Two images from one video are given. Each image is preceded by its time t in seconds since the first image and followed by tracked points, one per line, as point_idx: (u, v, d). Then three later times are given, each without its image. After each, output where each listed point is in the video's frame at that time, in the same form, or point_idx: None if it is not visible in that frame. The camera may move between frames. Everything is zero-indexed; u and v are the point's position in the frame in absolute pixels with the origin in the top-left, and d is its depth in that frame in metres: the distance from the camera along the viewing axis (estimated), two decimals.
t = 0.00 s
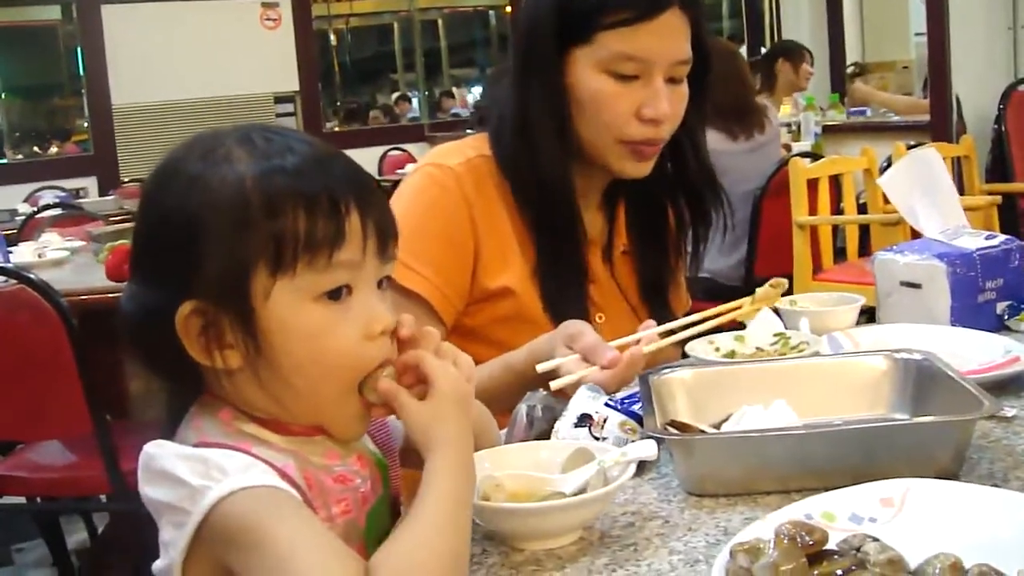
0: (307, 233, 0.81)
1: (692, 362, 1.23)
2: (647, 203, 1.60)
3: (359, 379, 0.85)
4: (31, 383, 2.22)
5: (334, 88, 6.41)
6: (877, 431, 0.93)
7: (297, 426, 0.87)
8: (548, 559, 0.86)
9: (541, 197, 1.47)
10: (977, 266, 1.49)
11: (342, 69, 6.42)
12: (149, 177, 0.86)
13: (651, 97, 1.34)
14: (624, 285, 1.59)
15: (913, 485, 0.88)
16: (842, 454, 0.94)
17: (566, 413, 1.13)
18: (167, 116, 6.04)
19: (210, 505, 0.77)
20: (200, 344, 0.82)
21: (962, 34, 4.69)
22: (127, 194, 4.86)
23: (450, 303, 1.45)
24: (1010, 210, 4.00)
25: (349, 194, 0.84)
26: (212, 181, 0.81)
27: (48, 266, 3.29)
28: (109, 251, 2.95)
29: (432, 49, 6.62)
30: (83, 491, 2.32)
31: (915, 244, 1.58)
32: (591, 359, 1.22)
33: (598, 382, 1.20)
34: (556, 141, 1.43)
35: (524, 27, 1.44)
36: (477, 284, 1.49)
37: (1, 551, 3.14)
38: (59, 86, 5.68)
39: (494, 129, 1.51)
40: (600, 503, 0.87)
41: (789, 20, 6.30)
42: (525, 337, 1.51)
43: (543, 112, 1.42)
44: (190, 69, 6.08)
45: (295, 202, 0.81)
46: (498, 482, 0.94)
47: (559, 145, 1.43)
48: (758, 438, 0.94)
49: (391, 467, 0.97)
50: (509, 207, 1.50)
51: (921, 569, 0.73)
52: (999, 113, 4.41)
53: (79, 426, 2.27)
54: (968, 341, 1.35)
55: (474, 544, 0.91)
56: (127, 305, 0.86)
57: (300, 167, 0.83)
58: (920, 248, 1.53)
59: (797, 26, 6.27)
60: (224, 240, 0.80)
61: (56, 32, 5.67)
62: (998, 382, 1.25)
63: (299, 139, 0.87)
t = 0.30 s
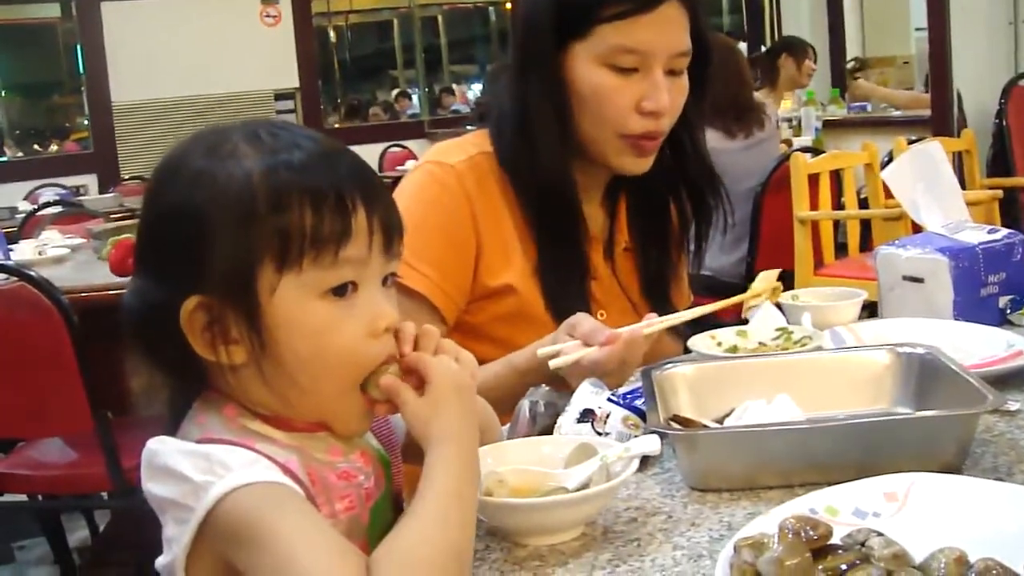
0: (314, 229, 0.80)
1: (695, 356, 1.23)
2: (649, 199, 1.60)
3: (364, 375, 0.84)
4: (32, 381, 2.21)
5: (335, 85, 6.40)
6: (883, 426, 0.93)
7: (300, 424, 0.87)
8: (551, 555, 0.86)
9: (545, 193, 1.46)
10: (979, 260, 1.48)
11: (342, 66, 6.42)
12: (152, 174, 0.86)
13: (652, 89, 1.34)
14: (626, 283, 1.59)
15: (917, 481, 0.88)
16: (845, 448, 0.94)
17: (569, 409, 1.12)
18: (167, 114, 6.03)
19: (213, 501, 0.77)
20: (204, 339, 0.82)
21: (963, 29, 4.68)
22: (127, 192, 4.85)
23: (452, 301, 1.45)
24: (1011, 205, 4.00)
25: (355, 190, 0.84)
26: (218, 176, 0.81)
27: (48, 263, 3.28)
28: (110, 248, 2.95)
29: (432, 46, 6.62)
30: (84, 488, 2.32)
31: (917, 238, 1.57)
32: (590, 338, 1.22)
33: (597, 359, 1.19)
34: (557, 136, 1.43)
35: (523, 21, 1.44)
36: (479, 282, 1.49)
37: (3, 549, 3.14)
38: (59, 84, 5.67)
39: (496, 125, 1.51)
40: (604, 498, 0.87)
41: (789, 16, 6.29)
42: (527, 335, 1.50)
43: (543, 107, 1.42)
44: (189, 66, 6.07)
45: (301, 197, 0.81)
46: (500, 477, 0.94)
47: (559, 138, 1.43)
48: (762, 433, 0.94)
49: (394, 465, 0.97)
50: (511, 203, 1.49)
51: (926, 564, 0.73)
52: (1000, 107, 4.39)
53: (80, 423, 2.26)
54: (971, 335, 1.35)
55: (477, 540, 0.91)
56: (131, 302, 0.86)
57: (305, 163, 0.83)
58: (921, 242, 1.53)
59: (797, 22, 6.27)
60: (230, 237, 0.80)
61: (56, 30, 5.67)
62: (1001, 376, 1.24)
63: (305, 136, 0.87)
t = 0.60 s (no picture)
0: (311, 236, 0.80)
1: (693, 359, 1.23)
2: (644, 204, 1.60)
3: (361, 381, 0.84)
4: (30, 387, 2.22)
5: (332, 89, 6.41)
6: (879, 429, 0.93)
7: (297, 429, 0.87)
8: (549, 560, 0.86)
9: (543, 197, 1.46)
10: (976, 261, 1.48)
11: (340, 70, 6.43)
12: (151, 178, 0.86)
13: (647, 92, 1.34)
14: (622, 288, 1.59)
15: (915, 482, 0.88)
16: (842, 451, 0.94)
17: (566, 413, 1.13)
18: (165, 118, 6.03)
19: (211, 509, 0.77)
20: (200, 344, 0.82)
21: (960, 30, 4.69)
22: (125, 196, 4.85)
23: (448, 307, 1.45)
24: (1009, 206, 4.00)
25: (352, 196, 0.84)
26: (216, 182, 0.81)
27: (46, 269, 3.28)
28: (109, 252, 2.95)
29: (429, 49, 6.61)
30: (83, 494, 2.32)
31: (913, 239, 1.57)
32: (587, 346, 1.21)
33: (595, 367, 1.18)
34: (553, 139, 1.43)
35: (517, 24, 1.44)
36: (475, 288, 1.49)
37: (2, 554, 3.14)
38: (56, 89, 5.67)
39: (494, 129, 1.51)
40: (601, 502, 0.87)
41: (786, 17, 6.28)
42: (524, 340, 1.50)
43: (538, 110, 1.42)
44: (186, 70, 6.07)
45: (298, 203, 0.81)
46: (498, 482, 0.94)
47: (555, 141, 1.43)
48: (759, 436, 0.94)
49: (392, 470, 0.97)
50: (507, 208, 1.49)
51: (924, 566, 0.73)
52: (997, 108, 4.39)
53: (79, 429, 2.26)
54: (968, 336, 1.35)
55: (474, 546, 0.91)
56: (128, 306, 0.86)
57: (304, 168, 0.83)
58: (918, 243, 1.53)
59: (794, 23, 6.26)
60: (229, 243, 0.80)
61: (53, 34, 5.67)
62: (998, 377, 1.24)
63: (304, 141, 0.87)
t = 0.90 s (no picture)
0: (302, 240, 0.80)
1: (692, 364, 1.23)
2: (644, 207, 1.61)
3: (354, 383, 0.84)
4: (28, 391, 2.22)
5: (331, 93, 6.41)
6: (876, 433, 0.92)
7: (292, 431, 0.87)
8: (546, 563, 0.86)
9: (539, 202, 1.46)
10: (975, 266, 1.48)
11: (338, 74, 6.44)
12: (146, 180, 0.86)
13: (646, 98, 1.34)
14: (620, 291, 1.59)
15: (912, 486, 0.87)
16: (839, 456, 0.94)
17: (563, 416, 1.12)
18: (164, 122, 6.02)
19: (208, 512, 0.77)
20: (191, 346, 0.82)
21: (957, 34, 4.69)
22: (124, 199, 4.84)
23: (446, 313, 1.45)
24: (1006, 210, 4.00)
25: (345, 201, 0.84)
26: (207, 185, 0.81)
27: (44, 272, 3.28)
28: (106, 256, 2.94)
29: (428, 52, 6.66)
30: (81, 497, 2.32)
31: (912, 244, 1.57)
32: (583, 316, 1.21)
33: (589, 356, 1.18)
34: (550, 144, 1.43)
35: (515, 29, 1.43)
36: (473, 292, 1.49)
37: None
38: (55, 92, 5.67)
39: (491, 133, 1.51)
40: (598, 506, 0.86)
41: (783, 21, 6.29)
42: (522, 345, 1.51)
43: (537, 116, 1.42)
44: (185, 74, 6.06)
45: (289, 208, 0.81)
46: (494, 485, 0.94)
47: (552, 145, 1.43)
48: (756, 440, 0.93)
49: (389, 473, 0.97)
50: (506, 213, 1.49)
51: (921, 570, 0.73)
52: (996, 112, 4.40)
53: (76, 433, 2.26)
54: (967, 340, 1.35)
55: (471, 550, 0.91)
56: (121, 310, 0.86)
57: (296, 172, 0.83)
58: (916, 248, 1.53)
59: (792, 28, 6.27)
60: (219, 247, 0.79)
61: (52, 37, 5.66)
62: (997, 382, 1.24)
63: (298, 146, 0.86)
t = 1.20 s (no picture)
0: (304, 233, 0.80)
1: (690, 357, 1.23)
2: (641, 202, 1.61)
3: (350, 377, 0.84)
4: (27, 385, 2.21)
5: (330, 88, 6.40)
6: (875, 427, 0.92)
7: (289, 422, 0.87)
8: (543, 556, 0.86)
9: (535, 193, 1.47)
10: (974, 260, 1.48)
11: (337, 68, 6.41)
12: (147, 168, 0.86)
13: (640, 93, 1.34)
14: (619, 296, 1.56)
15: (911, 481, 0.87)
16: (838, 450, 0.94)
17: (562, 409, 1.12)
18: (161, 117, 6.02)
19: (204, 506, 0.77)
20: (186, 336, 0.82)
21: (958, 30, 4.68)
22: (122, 194, 4.84)
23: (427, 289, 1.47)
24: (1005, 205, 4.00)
25: (347, 196, 0.84)
26: (209, 176, 0.81)
27: (42, 266, 3.28)
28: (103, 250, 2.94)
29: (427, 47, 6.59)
30: (79, 491, 2.31)
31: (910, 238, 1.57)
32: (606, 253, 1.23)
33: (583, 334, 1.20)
34: (547, 137, 1.43)
35: (512, 22, 1.43)
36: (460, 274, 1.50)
37: None
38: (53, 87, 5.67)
39: (488, 123, 1.51)
40: (596, 500, 0.86)
41: (783, 17, 6.28)
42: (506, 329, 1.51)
43: (535, 111, 1.41)
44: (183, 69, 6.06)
45: (291, 200, 0.81)
46: (494, 478, 0.93)
47: (548, 138, 1.43)
48: (755, 434, 0.93)
49: (388, 465, 0.97)
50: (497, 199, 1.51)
51: (919, 565, 0.72)
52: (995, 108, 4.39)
53: (75, 427, 2.26)
54: (965, 335, 1.35)
55: (469, 543, 0.90)
56: (119, 297, 0.86)
57: (298, 165, 0.83)
58: (915, 242, 1.53)
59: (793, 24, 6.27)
60: (224, 235, 0.79)
61: (50, 32, 5.66)
62: (995, 376, 1.24)
63: (300, 137, 0.86)
